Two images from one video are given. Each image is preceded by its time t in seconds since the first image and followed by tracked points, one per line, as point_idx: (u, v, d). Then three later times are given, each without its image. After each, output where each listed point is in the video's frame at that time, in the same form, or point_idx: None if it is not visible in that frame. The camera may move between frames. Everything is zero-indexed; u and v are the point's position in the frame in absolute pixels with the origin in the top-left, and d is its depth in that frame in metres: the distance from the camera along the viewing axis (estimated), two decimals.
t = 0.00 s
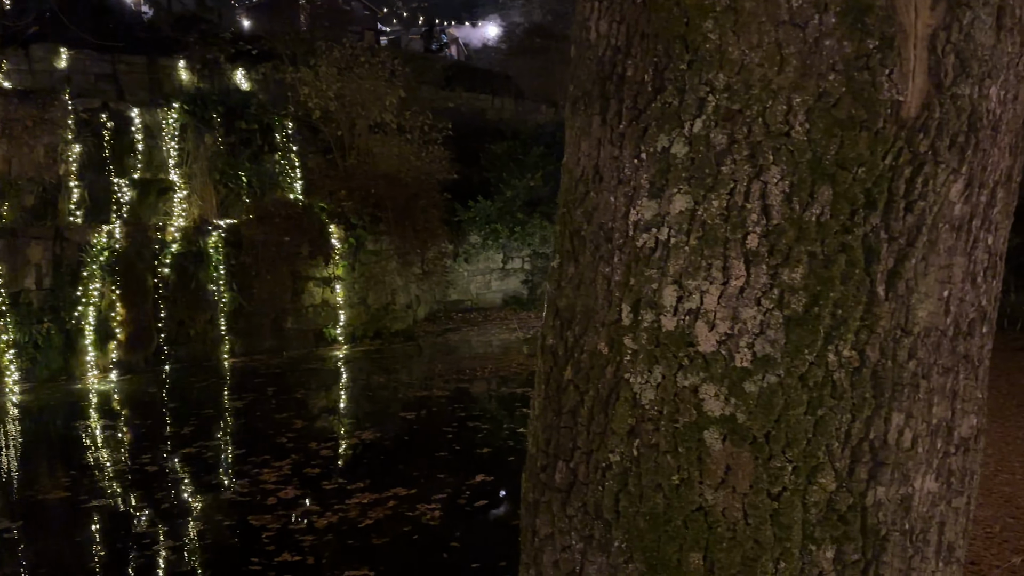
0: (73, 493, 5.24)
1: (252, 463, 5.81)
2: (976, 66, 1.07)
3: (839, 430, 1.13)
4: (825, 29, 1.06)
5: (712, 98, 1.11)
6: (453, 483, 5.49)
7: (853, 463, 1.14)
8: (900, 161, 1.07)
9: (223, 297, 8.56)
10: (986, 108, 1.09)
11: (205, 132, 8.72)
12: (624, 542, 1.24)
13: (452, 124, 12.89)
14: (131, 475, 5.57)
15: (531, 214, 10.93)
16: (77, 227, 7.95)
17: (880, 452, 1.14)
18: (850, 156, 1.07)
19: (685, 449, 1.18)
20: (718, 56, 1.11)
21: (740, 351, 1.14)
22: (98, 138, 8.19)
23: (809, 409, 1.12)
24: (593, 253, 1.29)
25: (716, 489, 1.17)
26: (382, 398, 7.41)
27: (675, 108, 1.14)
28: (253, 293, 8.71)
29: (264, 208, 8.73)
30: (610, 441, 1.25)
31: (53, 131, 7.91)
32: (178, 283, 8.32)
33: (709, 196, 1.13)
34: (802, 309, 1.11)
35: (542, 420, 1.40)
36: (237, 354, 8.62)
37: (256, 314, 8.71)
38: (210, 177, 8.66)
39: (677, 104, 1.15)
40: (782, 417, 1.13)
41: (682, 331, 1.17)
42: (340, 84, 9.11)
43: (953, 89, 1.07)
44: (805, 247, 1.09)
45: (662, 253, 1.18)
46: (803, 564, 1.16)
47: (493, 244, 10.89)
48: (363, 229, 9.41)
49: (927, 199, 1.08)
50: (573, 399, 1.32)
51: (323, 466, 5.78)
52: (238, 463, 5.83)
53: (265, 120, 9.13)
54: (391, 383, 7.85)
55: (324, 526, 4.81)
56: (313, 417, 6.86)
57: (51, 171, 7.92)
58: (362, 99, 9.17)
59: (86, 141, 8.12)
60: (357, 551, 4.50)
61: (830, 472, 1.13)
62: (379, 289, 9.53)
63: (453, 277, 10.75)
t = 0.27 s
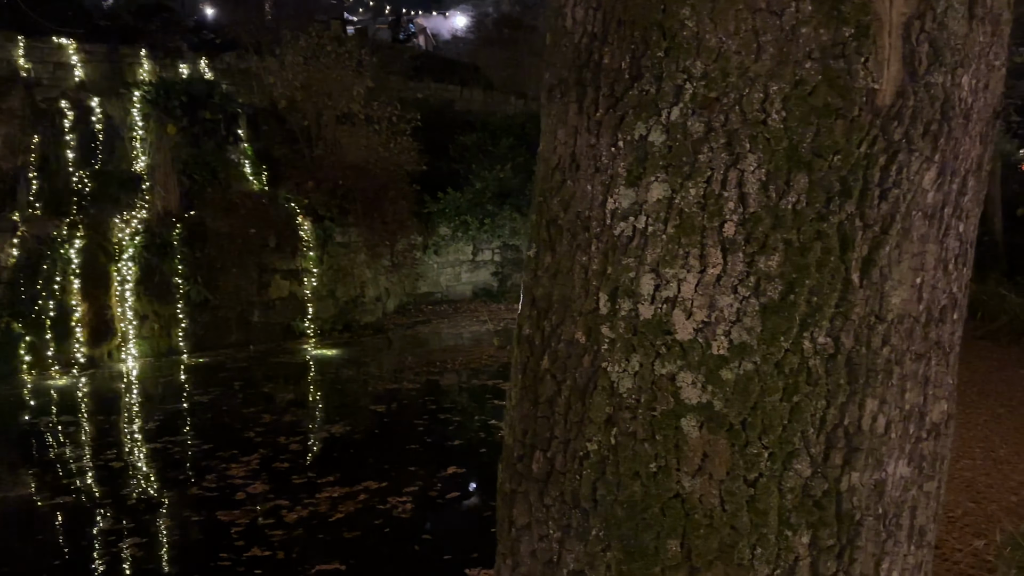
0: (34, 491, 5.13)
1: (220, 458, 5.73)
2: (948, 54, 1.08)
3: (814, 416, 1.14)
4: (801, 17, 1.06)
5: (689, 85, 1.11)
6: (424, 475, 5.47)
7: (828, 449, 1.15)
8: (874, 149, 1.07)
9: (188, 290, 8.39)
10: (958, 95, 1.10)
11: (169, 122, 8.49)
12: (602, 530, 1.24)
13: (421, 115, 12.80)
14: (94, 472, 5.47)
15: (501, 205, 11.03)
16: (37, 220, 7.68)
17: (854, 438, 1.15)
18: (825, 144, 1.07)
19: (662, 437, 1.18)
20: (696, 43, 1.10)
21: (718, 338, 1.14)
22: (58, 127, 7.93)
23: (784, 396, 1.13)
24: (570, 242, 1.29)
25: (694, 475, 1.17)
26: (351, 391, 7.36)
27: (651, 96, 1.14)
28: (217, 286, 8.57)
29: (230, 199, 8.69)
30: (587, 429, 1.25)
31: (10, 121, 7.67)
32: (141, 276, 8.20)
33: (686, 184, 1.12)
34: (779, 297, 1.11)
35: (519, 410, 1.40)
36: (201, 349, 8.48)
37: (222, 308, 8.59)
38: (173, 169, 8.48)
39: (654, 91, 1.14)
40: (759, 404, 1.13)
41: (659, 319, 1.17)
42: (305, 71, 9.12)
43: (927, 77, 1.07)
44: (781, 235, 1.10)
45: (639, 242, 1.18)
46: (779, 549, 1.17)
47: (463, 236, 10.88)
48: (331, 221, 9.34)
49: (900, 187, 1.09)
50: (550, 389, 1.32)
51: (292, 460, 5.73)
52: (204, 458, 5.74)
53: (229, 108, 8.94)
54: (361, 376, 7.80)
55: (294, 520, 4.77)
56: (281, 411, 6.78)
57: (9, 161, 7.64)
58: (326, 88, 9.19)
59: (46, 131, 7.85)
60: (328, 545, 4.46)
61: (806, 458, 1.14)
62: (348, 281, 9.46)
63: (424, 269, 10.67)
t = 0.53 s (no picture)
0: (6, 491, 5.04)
1: (197, 455, 5.67)
2: (945, 46, 1.10)
3: (812, 405, 1.15)
4: (801, 9, 1.07)
5: (690, 76, 1.11)
6: (405, 469, 5.45)
7: (826, 438, 1.16)
8: (873, 141, 1.08)
9: (162, 283, 8.25)
10: (955, 86, 1.12)
11: (138, 113, 8.44)
12: (602, 520, 1.24)
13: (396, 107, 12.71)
14: (68, 470, 5.40)
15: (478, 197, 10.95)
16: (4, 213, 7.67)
17: (851, 427, 1.17)
18: (825, 134, 1.08)
19: (662, 427, 1.18)
20: (695, 35, 1.10)
21: (717, 329, 1.14)
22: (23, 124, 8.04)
23: (783, 385, 1.14)
24: (568, 233, 1.29)
25: (694, 465, 1.17)
26: (329, 386, 7.31)
27: (651, 87, 1.14)
28: (192, 279, 8.41)
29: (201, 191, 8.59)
30: (586, 420, 1.25)
31: None
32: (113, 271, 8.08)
33: (687, 174, 1.13)
34: (779, 287, 1.12)
35: (515, 402, 1.40)
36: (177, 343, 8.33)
37: (196, 302, 8.44)
38: (144, 159, 8.35)
39: (654, 82, 1.14)
40: (758, 393, 1.14)
41: (659, 310, 1.17)
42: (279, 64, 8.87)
43: (924, 69, 1.08)
44: (780, 225, 1.10)
45: (639, 233, 1.18)
46: (779, 537, 1.18)
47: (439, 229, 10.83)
48: (306, 214, 9.22)
49: (897, 178, 1.10)
50: (549, 380, 1.32)
51: (271, 455, 5.68)
52: (180, 455, 5.67)
53: (202, 101, 8.90)
54: (338, 371, 7.75)
55: (274, 515, 4.74)
56: (258, 406, 6.73)
57: None
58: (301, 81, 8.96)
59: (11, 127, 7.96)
60: (309, 540, 4.44)
61: (805, 447, 1.15)
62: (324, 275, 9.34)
63: (400, 263, 10.62)
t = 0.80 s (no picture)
0: None
1: (182, 451, 5.62)
2: (956, 40, 1.11)
3: (826, 396, 1.16)
4: (816, 3, 1.08)
5: (705, 69, 1.11)
6: (394, 464, 5.45)
7: (838, 427, 1.18)
8: (886, 134, 1.10)
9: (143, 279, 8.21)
10: (965, 80, 1.13)
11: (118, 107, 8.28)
12: (616, 511, 1.25)
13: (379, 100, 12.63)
14: (50, 468, 5.33)
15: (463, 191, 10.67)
16: None
17: (864, 416, 1.18)
18: (840, 127, 1.09)
19: (677, 418, 1.19)
20: (711, 27, 1.11)
21: (731, 321, 1.15)
22: None
23: (797, 375, 1.15)
24: (580, 226, 1.29)
25: (709, 456, 1.18)
26: (313, 381, 7.28)
27: (666, 80, 1.14)
28: (172, 275, 8.37)
29: (181, 188, 8.48)
30: (600, 412, 1.26)
31: None
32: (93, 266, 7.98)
33: (702, 167, 1.13)
34: (792, 279, 1.13)
35: (526, 394, 1.40)
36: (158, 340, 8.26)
37: (178, 299, 8.39)
38: (124, 154, 8.23)
39: (668, 75, 1.14)
40: (771, 384, 1.15)
41: (674, 302, 1.18)
42: (260, 56, 8.86)
43: (936, 62, 1.10)
44: (796, 217, 1.11)
45: (653, 225, 1.18)
46: (792, 526, 1.19)
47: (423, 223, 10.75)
48: (289, 208, 9.13)
49: (908, 170, 1.12)
50: (561, 372, 1.33)
51: (258, 451, 5.65)
52: (166, 452, 5.61)
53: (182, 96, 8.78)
54: (323, 366, 7.73)
55: (264, 511, 4.72)
56: (242, 402, 6.68)
57: None
58: (283, 73, 8.98)
59: None
60: (300, 535, 4.43)
61: (818, 436, 1.17)
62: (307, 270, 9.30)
63: (383, 257, 10.63)
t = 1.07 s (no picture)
0: None
1: (173, 448, 5.59)
2: (973, 35, 1.12)
3: (843, 388, 1.17)
4: None
5: (725, 63, 1.12)
6: (386, 460, 5.44)
7: (855, 419, 1.19)
8: (905, 128, 1.10)
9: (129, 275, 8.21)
10: (981, 75, 1.15)
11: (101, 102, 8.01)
12: (634, 504, 1.26)
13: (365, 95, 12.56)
14: (39, 465, 5.30)
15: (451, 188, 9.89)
16: None
17: (880, 407, 1.19)
18: (859, 121, 1.09)
19: (695, 411, 1.20)
20: (732, 21, 1.11)
21: (750, 314, 1.16)
22: None
23: (815, 367, 1.16)
24: (596, 220, 1.29)
25: (726, 449, 1.19)
26: (303, 377, 7.25)
27: (685, 74, 1.15)
28: (160, 272, 8.37)
29: (168, 182, 8.47)
30: (617, 406, 1.26)
31: None
32: (78, 262, 7.92)
33: (722, 161, 1.13)
34: (812, 272, 1.14)
35: (541, 388, 1.41)
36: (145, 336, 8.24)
37: (165, 295, 8.36)
38: (109, 149, 8.09)
39: (688, 69, 1.15)
40: (791, 376, 1.16)
41: (692, 296, 1.18)
42: (246, 51, 8.77)
43: (954, 57, 1.11)
44: (815, 211, 1.12)
45: (672, 219, 1.18)
46: (809, 517, 1.21)
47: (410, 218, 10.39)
48: (275, 205, 9.16)
49: (926, 164, 1.13)
50: (577, 366, 1.33)
51: (249, 448, 5.63)
52: (156, 449, 5.58)
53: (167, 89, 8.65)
54: (311, 362, 7.71)
55: (257, 508, 4.70)
56: (232, 398, 6.65)
57: None
58: (269, 68, 8.92)
59: None
60: (294, 532, 4.41)
61: (835, 429, 1.18)
62: (294, 267, 9.32)
63: (371, 253, 10.60)
